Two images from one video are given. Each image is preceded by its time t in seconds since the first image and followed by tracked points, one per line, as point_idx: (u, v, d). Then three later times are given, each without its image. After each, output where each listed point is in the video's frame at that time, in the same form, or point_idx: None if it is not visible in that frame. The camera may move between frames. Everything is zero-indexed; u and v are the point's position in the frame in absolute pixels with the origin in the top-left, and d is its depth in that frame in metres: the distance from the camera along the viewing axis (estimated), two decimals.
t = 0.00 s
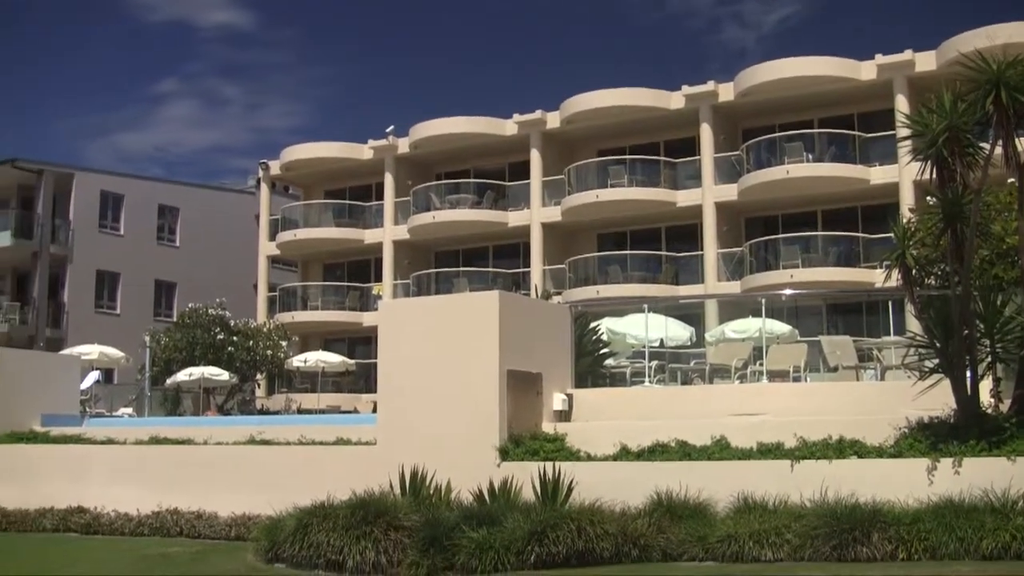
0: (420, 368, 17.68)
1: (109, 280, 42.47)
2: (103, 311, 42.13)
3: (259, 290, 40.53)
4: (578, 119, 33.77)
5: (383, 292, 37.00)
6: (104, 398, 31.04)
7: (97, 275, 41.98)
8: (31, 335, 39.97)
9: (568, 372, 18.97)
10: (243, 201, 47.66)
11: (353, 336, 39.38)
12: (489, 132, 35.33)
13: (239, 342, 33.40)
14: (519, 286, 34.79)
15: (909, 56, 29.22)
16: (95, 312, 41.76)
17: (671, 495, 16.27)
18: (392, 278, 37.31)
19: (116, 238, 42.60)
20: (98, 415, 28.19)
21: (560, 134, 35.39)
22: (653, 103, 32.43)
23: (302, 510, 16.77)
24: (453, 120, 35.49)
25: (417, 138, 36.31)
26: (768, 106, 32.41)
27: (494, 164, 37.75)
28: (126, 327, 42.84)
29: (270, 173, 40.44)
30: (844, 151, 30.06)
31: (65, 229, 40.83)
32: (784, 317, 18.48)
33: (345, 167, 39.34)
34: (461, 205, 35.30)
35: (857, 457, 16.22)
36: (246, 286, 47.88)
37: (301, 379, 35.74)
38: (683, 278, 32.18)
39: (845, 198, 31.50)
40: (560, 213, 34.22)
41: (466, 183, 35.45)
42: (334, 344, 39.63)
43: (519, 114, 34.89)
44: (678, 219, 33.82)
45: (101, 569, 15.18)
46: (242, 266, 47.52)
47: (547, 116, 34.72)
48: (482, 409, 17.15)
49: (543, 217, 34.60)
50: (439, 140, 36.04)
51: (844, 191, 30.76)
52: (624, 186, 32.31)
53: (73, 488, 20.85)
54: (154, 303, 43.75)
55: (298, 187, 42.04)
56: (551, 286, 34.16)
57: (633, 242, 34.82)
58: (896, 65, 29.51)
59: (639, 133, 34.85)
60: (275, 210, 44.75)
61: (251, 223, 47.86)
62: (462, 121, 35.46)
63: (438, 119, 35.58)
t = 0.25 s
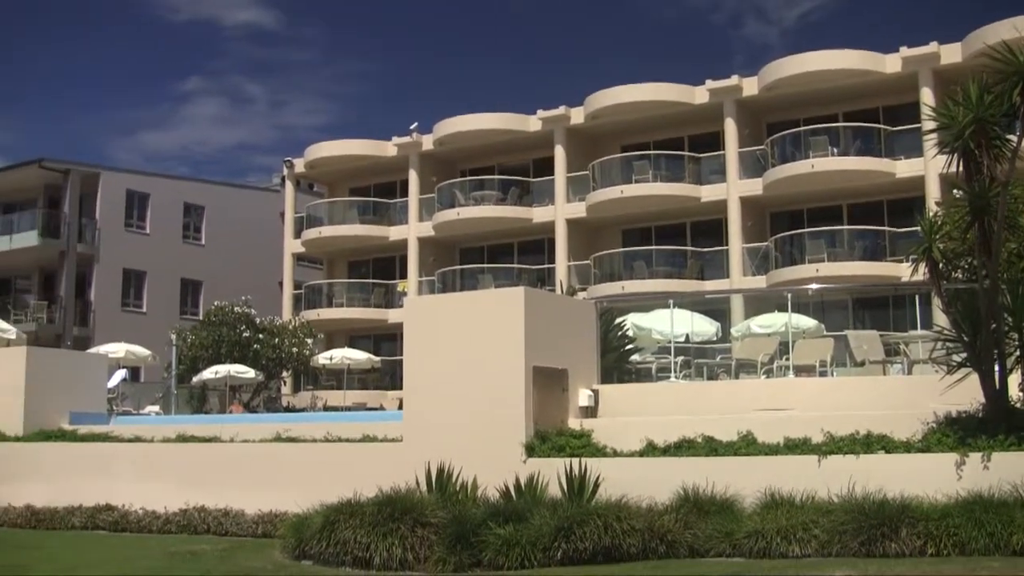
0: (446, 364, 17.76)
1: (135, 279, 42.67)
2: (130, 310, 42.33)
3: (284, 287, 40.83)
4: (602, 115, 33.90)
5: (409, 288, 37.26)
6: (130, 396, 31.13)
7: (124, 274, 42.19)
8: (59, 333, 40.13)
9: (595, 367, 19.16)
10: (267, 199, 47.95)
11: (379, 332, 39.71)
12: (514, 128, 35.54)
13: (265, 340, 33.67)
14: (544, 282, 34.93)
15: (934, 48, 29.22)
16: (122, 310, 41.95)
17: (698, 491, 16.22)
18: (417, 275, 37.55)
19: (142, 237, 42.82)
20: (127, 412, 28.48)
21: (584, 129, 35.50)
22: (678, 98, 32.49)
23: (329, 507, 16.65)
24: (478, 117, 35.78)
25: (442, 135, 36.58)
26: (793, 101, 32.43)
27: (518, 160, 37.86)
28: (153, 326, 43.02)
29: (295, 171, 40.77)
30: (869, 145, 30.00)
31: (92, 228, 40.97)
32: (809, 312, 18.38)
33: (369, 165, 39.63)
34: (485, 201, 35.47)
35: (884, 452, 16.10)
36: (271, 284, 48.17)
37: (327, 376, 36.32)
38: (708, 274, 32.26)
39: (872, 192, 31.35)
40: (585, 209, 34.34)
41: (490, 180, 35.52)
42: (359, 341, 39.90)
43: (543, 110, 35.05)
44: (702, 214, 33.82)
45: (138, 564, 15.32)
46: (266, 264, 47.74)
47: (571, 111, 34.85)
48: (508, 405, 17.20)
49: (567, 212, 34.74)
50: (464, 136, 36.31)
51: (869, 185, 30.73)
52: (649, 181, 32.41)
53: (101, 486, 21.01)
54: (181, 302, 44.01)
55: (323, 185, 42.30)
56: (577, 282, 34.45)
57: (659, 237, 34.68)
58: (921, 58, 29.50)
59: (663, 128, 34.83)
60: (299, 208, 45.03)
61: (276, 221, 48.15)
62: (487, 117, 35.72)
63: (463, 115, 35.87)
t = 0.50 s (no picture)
0: (475, 364, 17.89)
1: (163, 282, 42.97)
2: (159, 313, 42.61)
3: (311, 289, 41.05)
4: (627, 113, 33.88)
5: (435, 289, 37.37)
6: (160, 399, 31.44)
7: (152, 277, 42.49)
8: (88, 337, 40.40)
9: (623, 366, 19.28)
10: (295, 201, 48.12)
11: (406, 333, 39.83)
12: (539, 127, 35.56)
13: (292, 342, 33.79)
14: (571, 281, 34.97)
15: (960, 42, 29.08)
16: (150, 313, 42.24)
17: (728, 490, 16.18)
18: (444, 275, 37.66)
19: (169, 240, 43.06)
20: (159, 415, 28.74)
21: (609, 128, 35.46)
22: (703, 96, 32.43)
23: (359, 508, 16.62)
24: (503, 116, 35.85)
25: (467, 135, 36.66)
26: (819, 97, 32.33)
27: (543, 160, 37.90)
28: (179, 328, 43.26)
29: (320, 173, 40.93)
30: (896, 140, 29.96)
31: (120, 232, 41.33)
32: (838, 309, 18.27)
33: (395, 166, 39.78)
34: (511, 201, 35.53)
35: (914, 450, 15.94)
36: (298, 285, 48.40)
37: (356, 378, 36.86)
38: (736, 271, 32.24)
39: (900, 187, 31.16)
40: (611, 207, 34.30)
41: (516, 179, 35.60)
42: (387, 342, 40.06)
43: (568, 109, 35.06)
44: (729, 211, 33.76)
45: (175, 566, 15.47)
46: (292, 266, 47.84)
47: (597, 110, 34.85)
48: (536, 405, 17.29)
49: (594, 211, 34.72)
50: (489, 136, 36.38)
51: (897, 180, 30.61)
52: (675, 179, 32.37)
53: (131, 487, 21.16)
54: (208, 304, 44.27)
55: (348, 186, 42.36)
56: (604, 281, 34.46)
57: (685, 235, 34.67)
58: (948, 52, 29.36)
59: (688, 126, 34.76)
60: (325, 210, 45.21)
61: (303, 222, 48.18)
62: (512, 117, 35.79)
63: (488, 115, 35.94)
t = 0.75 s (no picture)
0: (505, 364, 18.00)
1: (195, 284, 43.36)
2: (190, 314, 43.02)
3: (343, 289, 41.33)
4: (658, 113, 33.86)
5: (466, 289, 37.50)
6: (191, 400, 31.72)
7: (183, 278, 42.89)
8: (121, 338, 40.94)
9: (654, 366, 19.30)
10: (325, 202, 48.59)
11: (438, 334, 40.00)
12: (569, 127, 35.62)
13: (323, 343, 34.00)
14: (602, 281, 35.00)
15: (992, 39, 28.82)
16: (181, 314, 42.65)
17: (759, 489, 16.15)
18: (474, 276, 37.79)
19: (201, 242, 43.45)
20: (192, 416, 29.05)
21: (640, 127, 35.45)
22: (733, 95, 32.36)
23: (390, 508, 16.67)
24: (533, 116, 35.92)
25: (497, 136, 36.76)
26: (850, 95, 32.15)
27: (572, 160, 37.93)
28: (211, 329, 43.67)
29: (350, 174, 41.18)
30: (928, 138, 29.77)
31: (151, 234, 41.77)
32: (869, 308, 18.14)
33: (425, 167, 39.96)
34: (542, 201, 35.58)
35: (946, 449, 15.84)
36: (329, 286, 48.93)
37: (387, 378, 37.16)
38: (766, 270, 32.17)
39: (932, 185, 30.95)
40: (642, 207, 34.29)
41: (546, 179, 35.66)
42: (418, 342, 40.26)
43: (598, 109, 35.10)
44: (759, 210, 33.65)
45: (207, 565, 15.68)
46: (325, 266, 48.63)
47: (627, 109, 34.85)
48: (567, 405, 17.36)
49: (624, 211, 34.70)
50: (519, 136, 36.45)
51: (928, 179, 30.41)
52: (705, 179, 32.32)
53: (163, 488, 21.41)
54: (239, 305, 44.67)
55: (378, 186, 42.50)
56: (634, 281, 34.45)
57: (716, 234, 34.61)
58: (980, 49, 29.11)
59: (718, 125, 34.66)
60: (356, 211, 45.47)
61: (333, 223, 48.86)
62: (542, 117, 35.84)
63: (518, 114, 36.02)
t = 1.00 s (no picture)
0: (533, 363, 18.10)
1: (223, 284, 43.69)
2: (218, 314, 43.39)
3: (370, 289, 41.55)
4: (684, 111, 33.84)
5: (493, 288, 37.61)
6: (219, 400, 31.98)
7: (211, 278, 43.25)
8: (149, 339, 41.26)
9: (681, 365, 19.32)
10: (352, 202, 48.88)
11: (465, 333, 40.13)
12: (596, 126, 35.63)
13: (350, 342, 34.21)
14: (629, 280, 35.02)
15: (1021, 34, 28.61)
16: (209, 314, 43.03)
17: (787, 488, 16.14)
18: (502, 275, 37.89)
19: (228, 242, 43.82)
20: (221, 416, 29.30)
21: (667, 126, 35.41)
22: (760, 92, 32.28)
23: (418, 508, 16.74)
24: (559, 115, 35.99)
25: (523, 135, 36.85)
26: (877, 92, 31.99)
27: (599, 159, 37.95)
28: (239, 329, 44.05)
29: (377, 174, 41.40)
30: (955, 135, 29.54)
31: (179, 234, 42.14)
32: (898, 305, 18.19)
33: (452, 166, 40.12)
34: (569, 200, 35.64)
35: (975, 447, 15.77)
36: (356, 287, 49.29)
37: (415, 377, 37.36)
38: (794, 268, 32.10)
39: (961, 181, 30.73)
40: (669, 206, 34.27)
41: (573, 178, 35.72)
42: (446, 342, 40.42)
43: (624, 108, 35.11)
44: (787, 208, 33.54)
45: (235, 564, 15.85)
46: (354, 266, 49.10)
47: (653, 108, 34.84)
48: (595, 403, 17.44)
49: (651, 209, 34.69)
50: (545, 135, 36.53)
51: (957, 175, 30.20)
52: (732, 177, 32.28)
53: (192, 488, 21.68)
54: (267, 305, 45.02)
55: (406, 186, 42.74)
56: (661, 279, 34.42)
57: (743, 232, 34.53)
58: (1008, 44, 28.91)
59: (745, 123, 34.56)
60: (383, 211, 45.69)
61: (361, 223, 49.20)
62: (569, 116, 35.90)
63: (545, 113, 36.10)
